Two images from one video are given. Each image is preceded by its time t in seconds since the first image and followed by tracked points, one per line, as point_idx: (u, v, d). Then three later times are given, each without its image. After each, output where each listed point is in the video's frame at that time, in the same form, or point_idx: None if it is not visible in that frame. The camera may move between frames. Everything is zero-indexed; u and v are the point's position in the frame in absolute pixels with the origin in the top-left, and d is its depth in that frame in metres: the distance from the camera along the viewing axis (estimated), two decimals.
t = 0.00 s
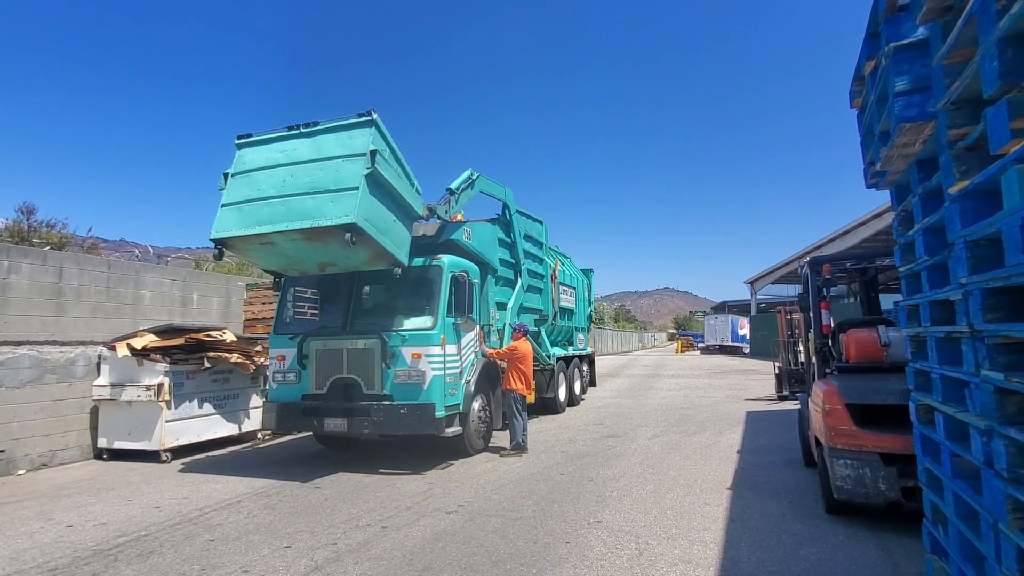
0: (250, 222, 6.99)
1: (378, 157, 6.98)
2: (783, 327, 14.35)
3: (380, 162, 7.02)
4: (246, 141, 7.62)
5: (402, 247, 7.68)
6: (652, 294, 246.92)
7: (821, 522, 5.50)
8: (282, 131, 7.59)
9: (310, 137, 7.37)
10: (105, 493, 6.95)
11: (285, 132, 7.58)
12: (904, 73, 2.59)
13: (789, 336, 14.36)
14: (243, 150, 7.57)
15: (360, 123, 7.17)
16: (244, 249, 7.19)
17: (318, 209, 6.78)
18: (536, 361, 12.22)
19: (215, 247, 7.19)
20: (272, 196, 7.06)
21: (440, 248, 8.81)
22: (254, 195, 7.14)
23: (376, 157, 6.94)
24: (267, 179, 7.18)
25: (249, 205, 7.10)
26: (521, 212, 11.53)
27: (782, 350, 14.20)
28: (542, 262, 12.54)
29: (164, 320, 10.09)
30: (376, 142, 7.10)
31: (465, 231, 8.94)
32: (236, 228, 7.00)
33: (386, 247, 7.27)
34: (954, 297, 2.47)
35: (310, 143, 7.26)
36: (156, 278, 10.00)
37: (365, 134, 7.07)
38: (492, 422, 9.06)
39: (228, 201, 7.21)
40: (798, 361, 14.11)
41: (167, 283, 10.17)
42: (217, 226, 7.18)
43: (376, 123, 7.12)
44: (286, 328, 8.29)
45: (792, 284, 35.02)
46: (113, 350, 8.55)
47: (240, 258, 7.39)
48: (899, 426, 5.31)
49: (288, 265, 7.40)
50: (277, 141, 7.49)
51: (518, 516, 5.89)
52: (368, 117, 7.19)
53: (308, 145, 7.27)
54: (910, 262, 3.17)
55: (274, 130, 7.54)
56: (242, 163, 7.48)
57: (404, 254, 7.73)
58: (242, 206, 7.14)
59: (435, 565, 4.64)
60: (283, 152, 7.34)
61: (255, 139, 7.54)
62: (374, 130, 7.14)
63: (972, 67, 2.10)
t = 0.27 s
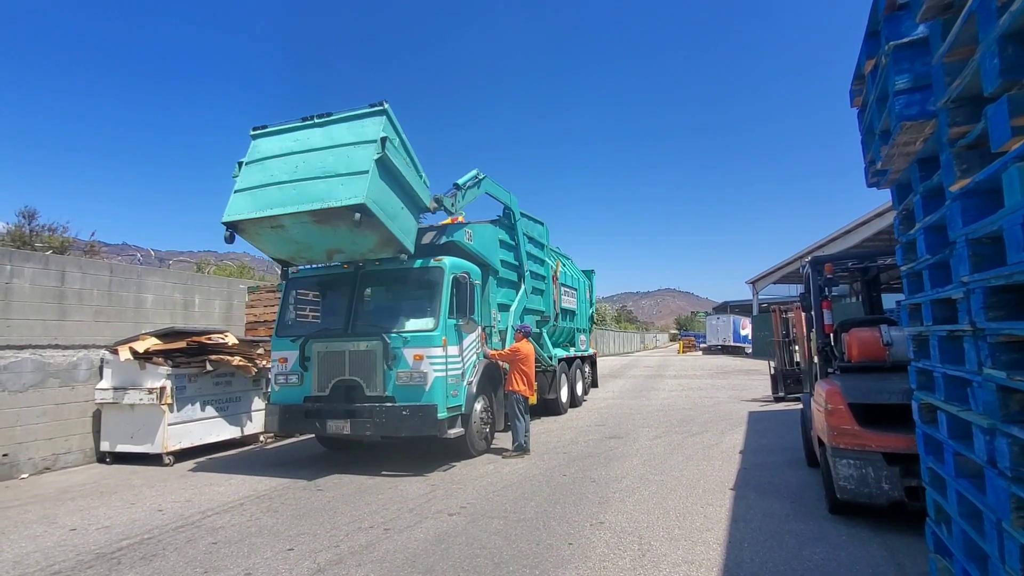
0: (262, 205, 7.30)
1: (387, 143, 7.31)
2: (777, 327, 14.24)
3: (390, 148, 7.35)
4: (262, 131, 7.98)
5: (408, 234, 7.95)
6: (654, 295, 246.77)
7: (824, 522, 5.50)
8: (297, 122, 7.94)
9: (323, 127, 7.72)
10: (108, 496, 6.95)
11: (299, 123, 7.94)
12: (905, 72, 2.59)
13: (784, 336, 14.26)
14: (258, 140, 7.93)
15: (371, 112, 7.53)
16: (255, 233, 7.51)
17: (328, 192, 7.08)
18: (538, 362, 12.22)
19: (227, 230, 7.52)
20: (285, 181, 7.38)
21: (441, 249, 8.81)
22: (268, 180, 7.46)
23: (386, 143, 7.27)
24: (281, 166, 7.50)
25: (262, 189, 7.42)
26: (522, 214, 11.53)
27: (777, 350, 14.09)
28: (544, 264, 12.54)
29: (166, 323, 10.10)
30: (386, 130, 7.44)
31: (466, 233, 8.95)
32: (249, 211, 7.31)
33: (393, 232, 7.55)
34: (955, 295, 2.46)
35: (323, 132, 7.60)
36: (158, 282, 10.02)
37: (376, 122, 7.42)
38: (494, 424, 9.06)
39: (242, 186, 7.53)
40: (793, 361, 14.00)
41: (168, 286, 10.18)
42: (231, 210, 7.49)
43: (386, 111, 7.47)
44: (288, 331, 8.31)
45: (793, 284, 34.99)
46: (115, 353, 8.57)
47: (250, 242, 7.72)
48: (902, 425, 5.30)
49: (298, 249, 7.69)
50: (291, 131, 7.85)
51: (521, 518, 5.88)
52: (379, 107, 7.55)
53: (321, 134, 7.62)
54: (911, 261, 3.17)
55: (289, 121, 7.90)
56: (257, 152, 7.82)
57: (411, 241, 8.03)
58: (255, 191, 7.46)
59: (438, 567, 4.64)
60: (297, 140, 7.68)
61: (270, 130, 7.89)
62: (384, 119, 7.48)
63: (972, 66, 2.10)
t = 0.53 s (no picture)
0: (274, 189, 7.57)
1: (398, 131, 7.59)
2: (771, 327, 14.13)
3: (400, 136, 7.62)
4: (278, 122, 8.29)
5: (415, 221, 8.16)
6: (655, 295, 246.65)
7: (826, 522, 5.49)
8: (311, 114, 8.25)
9: (337, 117, 8.02)
10: (109, 497, 6.95)
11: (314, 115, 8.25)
12: (907, 71, 2.58)
13: (777, 336, 14.14)
14: (274, 130, 8.24)
15: (384, 102, 7.83)
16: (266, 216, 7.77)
17: (338, 175, 7.34)
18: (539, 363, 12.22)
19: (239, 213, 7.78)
20: (297, 166, 7.65)
21: (442, 250, 8.79)
22: (281, 166, 7.74)
23: (396, 130, 7.55)
24: (294, 152, 7.78)
25: (275, 174, 7.69)
26: (523, 214, 11.52)
27: (771, 350, 13.97)
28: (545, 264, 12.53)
29: (167, 324, 10.11)
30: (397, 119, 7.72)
31: (467, 233, 8.94)
32: (261, 194, 7.57)
33: (400, 217, 7.77)
34: (959, 295, 2.46)
35: (336, 121, 7.90)
36: (160, 282, 10.02)
37: (388, 112, 7.71)
38: (495, 424, 9.05)
39: (256, 171, 7.81)
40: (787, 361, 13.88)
41: (170, 287, 10.18)
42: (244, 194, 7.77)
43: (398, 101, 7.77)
44: (289, 331, 8.31)
45: (794, 283, 34.94)
46: (117, 354, 8.57)
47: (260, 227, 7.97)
48: (905, 425, 5.29)
49: (306, 234, 7.93)
50: (306, 121, 8.15)
51: (522, 518, 5.87)
52: (391, 98, 7.86)
53: (334, 123, 7.91)
54: (914, 261, 3.16)
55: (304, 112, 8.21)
56: (271, 141, 8.12)
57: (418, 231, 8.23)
58: (268, 176, 7.73)
59: (439, 567, 4.63)
60: (311, 129, 7.97)
61: (285, 121, 8.18)
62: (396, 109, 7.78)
63: (975, 64, 2.10)
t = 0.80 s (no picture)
0: (289, 172, 7.82)
1: (410, 120, 7.90)
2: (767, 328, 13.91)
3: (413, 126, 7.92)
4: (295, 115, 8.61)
5: (423, 209, 8.40)
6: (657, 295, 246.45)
7: (829, 523, 5.48)
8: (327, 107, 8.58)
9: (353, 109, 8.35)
10: (112, 497, 6.96)
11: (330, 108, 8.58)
12: (910, 70, 2.57)
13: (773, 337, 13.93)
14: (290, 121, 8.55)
15: (398, 95, 8.18)
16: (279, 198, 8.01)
17: (352, 158, 7.60)
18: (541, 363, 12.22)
19: (253, 196, 8.01)
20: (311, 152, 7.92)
21: (444, 250, 8.79)
22: (296, 152, 8.01)
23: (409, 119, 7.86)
24: (309, 140, 8.07)
25: (290, 159, 7.96)
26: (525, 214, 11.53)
27: (766, 351, 13.75)
28: (547, 264, 12.53)
29: (170, 324, 10.12)
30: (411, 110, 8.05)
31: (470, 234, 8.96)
32: (276, 176, 7.82)
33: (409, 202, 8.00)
34: (963, 294, 2.45)
35: (351, 112, 8.23)
36: (162, 282, 10.04)
37: (402, 103, 8.05)
38: (497, 424, 9.05)
39: (271, 157, 8.07)
40: (782, 362, 13.66)
41: (172, 287, 10.19)
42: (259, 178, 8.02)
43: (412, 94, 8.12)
44: (291, 331, 8.32)
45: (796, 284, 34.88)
46: (120, 354, 8.58)
47: (272, 211, 8.20)
48: (908, 426, 5.27)
49: (317, 218, 8.15)
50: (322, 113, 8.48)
51: (525, 518, 5.87)
52: (406, 91, 8.21)
53: (349, 114, 8.23)
54: (918, 261, 3.15)
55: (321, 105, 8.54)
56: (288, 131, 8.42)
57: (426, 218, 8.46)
58: (284, 161, 7.99)
59: (442, 567, 4.63)
60: (326, 119, 8.28)
61: (302, 114, 8.50)
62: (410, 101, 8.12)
63: (980, 64, 2.09)
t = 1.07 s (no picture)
0: (300, 160, 8.00)
1: (420, 114, 8.14)
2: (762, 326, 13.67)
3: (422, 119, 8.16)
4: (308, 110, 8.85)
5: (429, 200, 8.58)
6: (658, 294, 246.28)
7: (830, 522, 5.47)
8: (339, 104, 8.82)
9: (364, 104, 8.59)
10: (113, 495, 6.97)
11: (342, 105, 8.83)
12: (912, 67, 2.57)
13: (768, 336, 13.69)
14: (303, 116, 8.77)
15: (409, 91, 8.44)
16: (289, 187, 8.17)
17: (362, 148, 7.81)
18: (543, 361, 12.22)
19: (263, 184, 8.16)
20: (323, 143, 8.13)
21: (445, 249, 8.79)
22: (308, 142, 8.22)
23: (419, 113, 8.10)
24: (320, 132, 8.28)
25: (302, 149, 8.16)
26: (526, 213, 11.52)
27: (760, 349, 13.49)
28: (548, 263, 12.52)
29: (171, 323, 10.13)
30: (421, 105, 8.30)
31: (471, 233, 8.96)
32: (287, 164, 8.01)
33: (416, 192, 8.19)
34: (965, 292, 2.44)
35: (363, 107, 8.47)
36: (164, 281, 10.05)
37: (413, 98, 8.31)
38: (498, 423, 9.04)
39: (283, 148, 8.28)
40: (777, 362, 13.41)
41: (174, 286, 10.20)
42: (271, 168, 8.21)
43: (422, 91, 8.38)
44: (292, 330, 8.33)
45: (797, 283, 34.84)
46: (121, 353, 8.59)
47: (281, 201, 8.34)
48: (909, 425, 5.27)
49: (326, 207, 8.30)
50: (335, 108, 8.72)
51: (526, 517, 5.87)
52: (417, 88, 8.48)
53: (360, 109, 8.47)
54: (919, 259, 3.14)
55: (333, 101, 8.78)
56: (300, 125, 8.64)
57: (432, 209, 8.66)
58: (295, 151, 8.20)
59: (443, 566, 4.64)
60: (338, 114, 8.51)
61: (313, 111, 8.74)
62: (420, 97, 8.37)
63: (982, 60, 2.08)
